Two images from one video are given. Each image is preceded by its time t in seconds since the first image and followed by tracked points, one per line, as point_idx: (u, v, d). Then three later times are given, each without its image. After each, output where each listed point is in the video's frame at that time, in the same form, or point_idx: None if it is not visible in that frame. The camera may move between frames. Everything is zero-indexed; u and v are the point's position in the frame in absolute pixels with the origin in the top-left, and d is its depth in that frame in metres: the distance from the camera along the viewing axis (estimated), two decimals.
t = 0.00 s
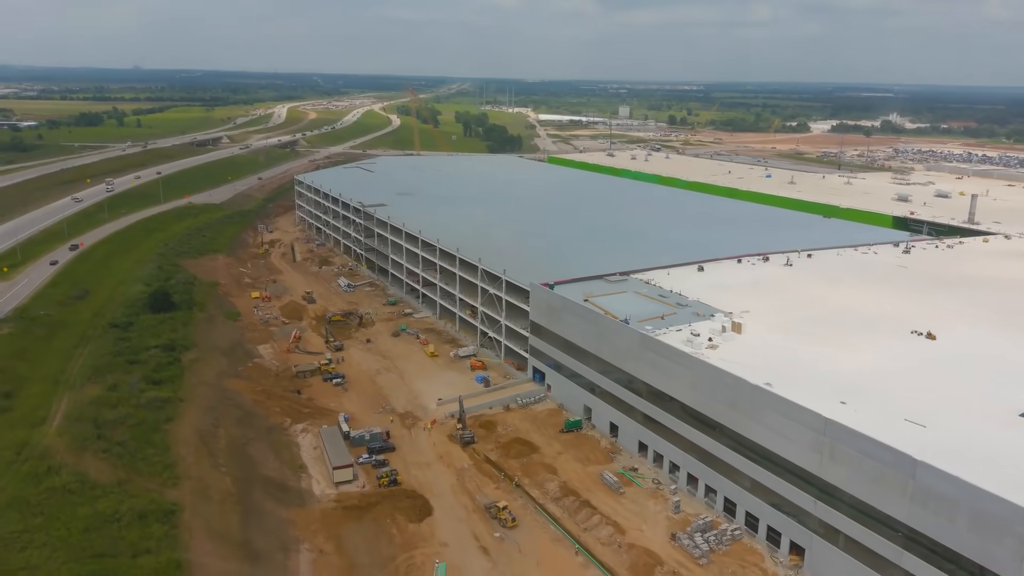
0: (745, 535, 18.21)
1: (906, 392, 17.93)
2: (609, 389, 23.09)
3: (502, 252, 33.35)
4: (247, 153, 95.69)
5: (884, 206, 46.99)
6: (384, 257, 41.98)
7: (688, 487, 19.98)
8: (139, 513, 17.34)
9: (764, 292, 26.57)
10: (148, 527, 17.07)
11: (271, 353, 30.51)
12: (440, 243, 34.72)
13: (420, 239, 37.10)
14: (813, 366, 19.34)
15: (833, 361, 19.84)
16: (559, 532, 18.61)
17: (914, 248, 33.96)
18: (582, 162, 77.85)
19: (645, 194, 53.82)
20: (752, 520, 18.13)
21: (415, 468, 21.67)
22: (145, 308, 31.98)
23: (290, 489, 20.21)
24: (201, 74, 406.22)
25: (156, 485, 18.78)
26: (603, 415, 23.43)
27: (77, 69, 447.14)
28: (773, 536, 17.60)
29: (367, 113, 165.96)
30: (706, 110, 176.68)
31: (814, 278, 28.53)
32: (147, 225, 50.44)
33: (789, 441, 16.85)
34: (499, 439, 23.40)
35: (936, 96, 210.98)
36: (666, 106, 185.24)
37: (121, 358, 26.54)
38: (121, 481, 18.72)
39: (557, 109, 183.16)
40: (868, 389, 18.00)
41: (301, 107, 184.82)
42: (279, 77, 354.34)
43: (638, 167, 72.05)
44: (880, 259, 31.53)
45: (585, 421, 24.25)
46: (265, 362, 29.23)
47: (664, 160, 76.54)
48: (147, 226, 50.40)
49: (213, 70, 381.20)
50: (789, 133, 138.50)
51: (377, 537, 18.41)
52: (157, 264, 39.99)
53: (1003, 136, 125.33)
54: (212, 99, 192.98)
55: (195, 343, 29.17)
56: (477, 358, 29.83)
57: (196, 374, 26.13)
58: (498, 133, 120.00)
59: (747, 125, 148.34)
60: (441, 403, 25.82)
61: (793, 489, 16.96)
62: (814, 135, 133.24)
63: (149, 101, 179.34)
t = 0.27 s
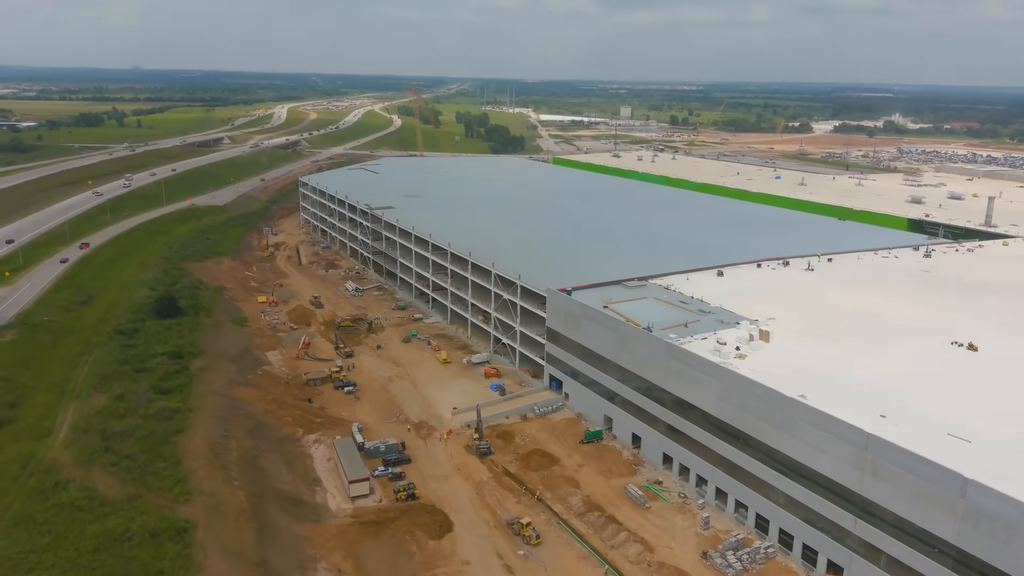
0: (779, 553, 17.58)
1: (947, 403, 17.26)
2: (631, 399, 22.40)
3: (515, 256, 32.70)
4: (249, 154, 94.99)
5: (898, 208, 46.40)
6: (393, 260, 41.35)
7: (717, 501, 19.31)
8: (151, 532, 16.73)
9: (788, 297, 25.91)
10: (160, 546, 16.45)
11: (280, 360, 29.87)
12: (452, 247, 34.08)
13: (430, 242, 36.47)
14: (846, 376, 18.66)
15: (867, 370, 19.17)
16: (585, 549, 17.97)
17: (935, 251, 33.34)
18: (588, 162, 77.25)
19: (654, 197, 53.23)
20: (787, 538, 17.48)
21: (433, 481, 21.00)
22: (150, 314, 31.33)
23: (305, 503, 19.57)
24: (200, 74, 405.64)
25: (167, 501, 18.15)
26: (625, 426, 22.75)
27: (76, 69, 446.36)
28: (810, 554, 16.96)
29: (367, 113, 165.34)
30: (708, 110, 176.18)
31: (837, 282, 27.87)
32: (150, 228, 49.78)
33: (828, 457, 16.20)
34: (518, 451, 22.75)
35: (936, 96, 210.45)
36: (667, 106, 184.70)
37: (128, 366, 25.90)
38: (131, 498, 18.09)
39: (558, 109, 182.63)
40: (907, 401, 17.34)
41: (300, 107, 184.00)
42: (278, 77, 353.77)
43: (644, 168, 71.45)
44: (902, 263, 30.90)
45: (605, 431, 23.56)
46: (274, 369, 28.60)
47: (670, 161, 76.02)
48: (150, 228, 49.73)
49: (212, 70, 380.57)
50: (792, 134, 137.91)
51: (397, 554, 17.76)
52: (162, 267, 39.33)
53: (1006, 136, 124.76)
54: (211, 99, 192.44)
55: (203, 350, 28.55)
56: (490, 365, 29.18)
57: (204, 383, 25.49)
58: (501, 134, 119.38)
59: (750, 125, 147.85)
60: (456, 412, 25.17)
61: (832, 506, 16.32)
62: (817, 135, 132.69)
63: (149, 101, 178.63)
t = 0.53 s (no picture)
0: (811, 569, 17.01)
1: (984, 414, 16.68)
2: (651, 407, 21.78)
3: (526, 260, 32.11)
4: (249, 154, 94.32)
5: (909, 209, 45.92)
6: (399, 263, 40.76)
7: (744, 515, 18.72)
8: (161, 550, 16.15)
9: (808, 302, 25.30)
10: (171, 566, 15.88)
11: (288, 366, 29.25)
12: (461, 251, 33.47)
13: (438, 245, 35.86)
14: (878, 386, 18.04)
15: (898, 378, 18.57)
16: (610, 566, 17.38)
17: (952, 254, 32.79)
18: (591, 163, 76.70)
19: (661, 199, 52.73)
20: (820, 553, 16.90)
21: (449, 494, 20.38)
22: (154, 320, 30.70)
23: (317, 518, 18.95)
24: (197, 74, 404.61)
25: (177, 518, 17.58)
26: (644, 435, 22.14)
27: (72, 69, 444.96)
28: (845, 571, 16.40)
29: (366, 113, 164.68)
30: (707, 110, 175.84)
31: (857, 286, 27.28)
32: (152, 230, 49.11)
33: (865, 471, 15.62)
34: (535, 461, 22.15)
35: (935, 95, 210.20)
36: (666, 106, 184.30)
37: (132, 374, 25.28)
38: (139, 514, 17.51)
39: (557, 109, 182.17)
40: (943, 412, 16.76)
41: (296, 107, 183.74)
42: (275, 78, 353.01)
43: (649, 168, 70.94)
44: (921, 266, 30.35)
45: (623, 441, 22.94)
46: (281, 376, 27.98)
47: (675, 161, 75.60)
48: (151, 231, 49.07)
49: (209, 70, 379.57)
50: (792, 134, 137.49)
51: (414, 572, 17.16)
52: (165, 271, 38.68)
53: (1007, 136, 124.39)
54: (208, 99, 191.65)
55: (208, 357, 27.94)
56: (502, 372, 28.57)
57: (211, 391, 24.89)
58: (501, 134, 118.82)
59: (750, 125, 147.57)
60: (469, 420, 24.58)
61: (869, 522, 15.74)
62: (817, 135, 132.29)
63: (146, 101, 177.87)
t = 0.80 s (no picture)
0: None
1: None
2: (672, 417, 21.21)
3: (537, 264, 31.51)
4: (247, 156, 93.48)
5: (918, 211, 45.49)
6: (405, 267, 40.12)
7: (774, 530, 18.21)
8: (174, 572, 15.53)
9: (830, 307, 24.68)
10: None
11: (295, 374, 28.61)
12: (470, 255, 32.86)
13: (445, 249, 35.26)
14: (912, 396, 17.49)
15: (933, 389, 17.97)
16: None
17: (969, 257, 32.28)
18: (593, 164, 76.13)
19: (668, 201, 52.24)
20: (857, 571, 16.36)
21: (467, 508, 19.76)
22: (157, 327, 30.01)
23: (333, 534, 18.31)
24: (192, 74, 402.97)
25: (189, 537, 16.94)
26: (665, 446, 21.55)
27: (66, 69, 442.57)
28: None
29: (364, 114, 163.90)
30: (705, 111, 175.45)
31: (877, 291, 26.71)
32: (151, 234, 48.33)
33: (906, 487, 15.07)
34: (553, 474, 21.54)
35: (931, 95, 210.09)
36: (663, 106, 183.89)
37: (137, 383, 24.61)
38: (149, 534, 16.85)
39: (554, 109, 181.64)
40: (984, 424, 16.18)
41: (293, 107, 182.84)
42: (271, 78, 351.83)
43: (652, 170, 70.43)
44: (940, 270, 29.83)
45: (644, 451, 22.35)
46: (289, 385, 27.31)
47: (677, 162, 75.17)
48: (151, 234, 48.29)
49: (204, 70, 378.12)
50: (791, 134, 137.16)
51: None
52: (166, 276, 37.98)
53: (1005, 136, 124.21)
54: (204, 99, 190.47)
55: (214, 365, 27.28)
56: (515, 379, 27.95)
57: (219, 402, 24.24)
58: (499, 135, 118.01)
59: (749, 125, 147.31)
60: (484, 430, 23.98)
61: (911, 540, 15.19)
62: (815, 135, 132.06)
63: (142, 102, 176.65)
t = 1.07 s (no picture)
0: None
1: None
2: (695, 426, 20.72)
3: (548, 268, 31.01)
4: (243, 156, 92.59)
5: (926, 212, 45.16)
6: (410, 270, 39.53)
7: (805, 542, 17.77)
8: None
9: (851, 311, 24.25)
10: None
11: (303, 381, 27.99)
12: (479, 258, 32.32)
13: (453, 252, 34.70)
14: (947, 405, 17.05)
15: (968, 397, 17.52)
16: None
17: (983, 259, 31.95)
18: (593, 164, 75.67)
19: (672, 202, 51.85)
20: None
21: (487, 521, 19.24)
22: (161, 333, 29.36)
23: (351, 549, 17.73)
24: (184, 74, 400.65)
25: (204, 554, 16.40)
26: (688, 455, 21.08)
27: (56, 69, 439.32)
28: None
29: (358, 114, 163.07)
30: (700, 111, 175.32)
31: (897, 294, 26.31)
32: (150, 236, 47.57)
33: (948, 500, 14.62)
34: (573, 484, 21.04)
35: (924, 95, 210.45)
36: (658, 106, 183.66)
37: (143, 392, 23.98)
38: (163, 551, 16.27)
39: (549, 109, 181.17)
40: None
41: (287, 108, 181.72)
42: (264, 78, 350.04)
43: (653, 170, 70.05)
44: (957, 272, 29.48)
45: (665, 460, 21.87)
46: (297, 392, 26.68)
47: (678, 163, 74.75)
48: (150, 236, 47.54)
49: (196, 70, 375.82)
50: (787, 134, 137.08)
51: None
52: (167, 279, 37.32)
53: (1000, 135, 124.37)
54: (196, 100, 189.03)
55: (221, 373, 26.64)
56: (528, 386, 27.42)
57: (227, 411, 23.65)
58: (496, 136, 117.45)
59: (746, 125, 147.24)
60: (500, 439, 23.45)
61: (953, 555, 14.75)
62: (811, 135, 131.98)
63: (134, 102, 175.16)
